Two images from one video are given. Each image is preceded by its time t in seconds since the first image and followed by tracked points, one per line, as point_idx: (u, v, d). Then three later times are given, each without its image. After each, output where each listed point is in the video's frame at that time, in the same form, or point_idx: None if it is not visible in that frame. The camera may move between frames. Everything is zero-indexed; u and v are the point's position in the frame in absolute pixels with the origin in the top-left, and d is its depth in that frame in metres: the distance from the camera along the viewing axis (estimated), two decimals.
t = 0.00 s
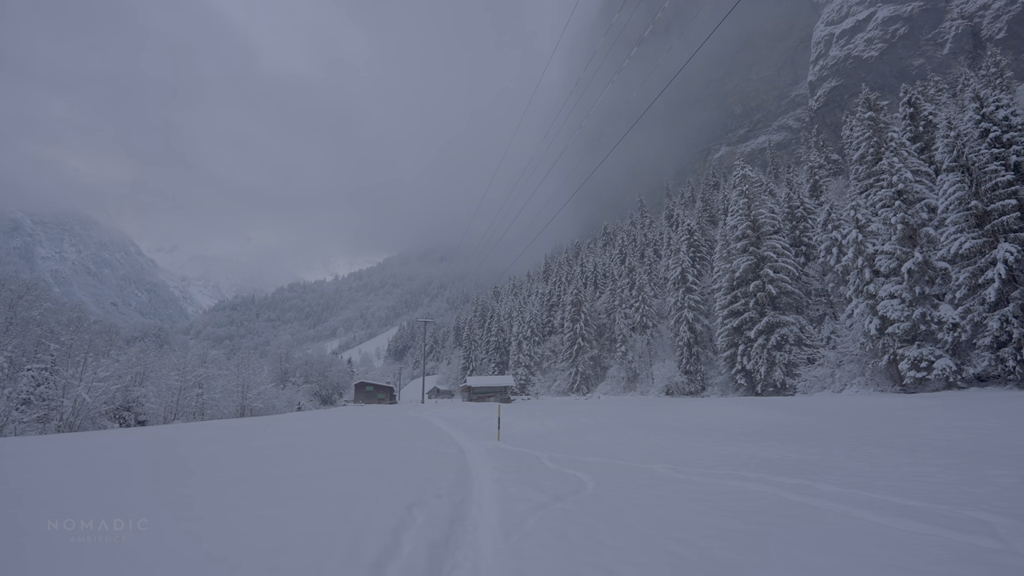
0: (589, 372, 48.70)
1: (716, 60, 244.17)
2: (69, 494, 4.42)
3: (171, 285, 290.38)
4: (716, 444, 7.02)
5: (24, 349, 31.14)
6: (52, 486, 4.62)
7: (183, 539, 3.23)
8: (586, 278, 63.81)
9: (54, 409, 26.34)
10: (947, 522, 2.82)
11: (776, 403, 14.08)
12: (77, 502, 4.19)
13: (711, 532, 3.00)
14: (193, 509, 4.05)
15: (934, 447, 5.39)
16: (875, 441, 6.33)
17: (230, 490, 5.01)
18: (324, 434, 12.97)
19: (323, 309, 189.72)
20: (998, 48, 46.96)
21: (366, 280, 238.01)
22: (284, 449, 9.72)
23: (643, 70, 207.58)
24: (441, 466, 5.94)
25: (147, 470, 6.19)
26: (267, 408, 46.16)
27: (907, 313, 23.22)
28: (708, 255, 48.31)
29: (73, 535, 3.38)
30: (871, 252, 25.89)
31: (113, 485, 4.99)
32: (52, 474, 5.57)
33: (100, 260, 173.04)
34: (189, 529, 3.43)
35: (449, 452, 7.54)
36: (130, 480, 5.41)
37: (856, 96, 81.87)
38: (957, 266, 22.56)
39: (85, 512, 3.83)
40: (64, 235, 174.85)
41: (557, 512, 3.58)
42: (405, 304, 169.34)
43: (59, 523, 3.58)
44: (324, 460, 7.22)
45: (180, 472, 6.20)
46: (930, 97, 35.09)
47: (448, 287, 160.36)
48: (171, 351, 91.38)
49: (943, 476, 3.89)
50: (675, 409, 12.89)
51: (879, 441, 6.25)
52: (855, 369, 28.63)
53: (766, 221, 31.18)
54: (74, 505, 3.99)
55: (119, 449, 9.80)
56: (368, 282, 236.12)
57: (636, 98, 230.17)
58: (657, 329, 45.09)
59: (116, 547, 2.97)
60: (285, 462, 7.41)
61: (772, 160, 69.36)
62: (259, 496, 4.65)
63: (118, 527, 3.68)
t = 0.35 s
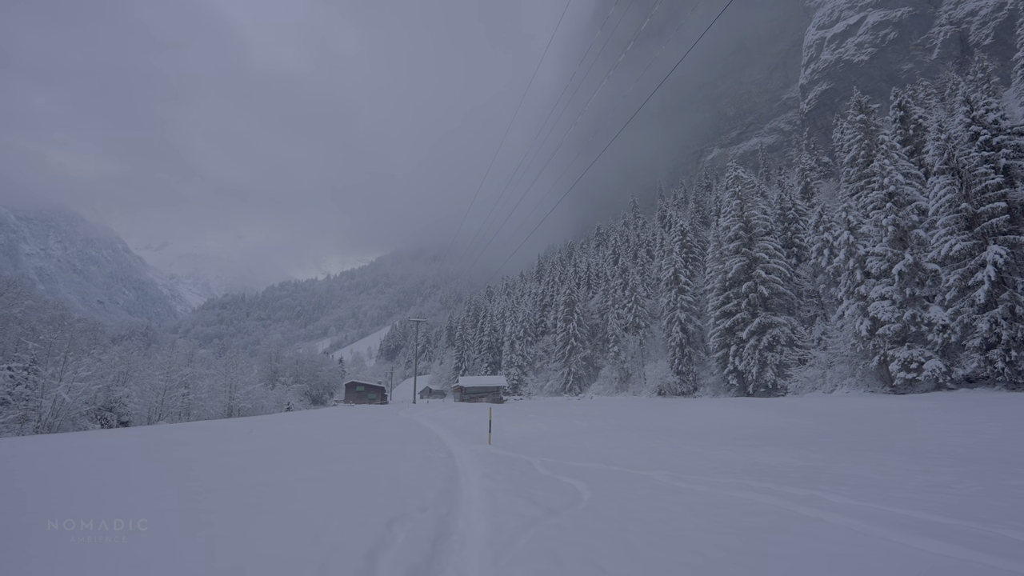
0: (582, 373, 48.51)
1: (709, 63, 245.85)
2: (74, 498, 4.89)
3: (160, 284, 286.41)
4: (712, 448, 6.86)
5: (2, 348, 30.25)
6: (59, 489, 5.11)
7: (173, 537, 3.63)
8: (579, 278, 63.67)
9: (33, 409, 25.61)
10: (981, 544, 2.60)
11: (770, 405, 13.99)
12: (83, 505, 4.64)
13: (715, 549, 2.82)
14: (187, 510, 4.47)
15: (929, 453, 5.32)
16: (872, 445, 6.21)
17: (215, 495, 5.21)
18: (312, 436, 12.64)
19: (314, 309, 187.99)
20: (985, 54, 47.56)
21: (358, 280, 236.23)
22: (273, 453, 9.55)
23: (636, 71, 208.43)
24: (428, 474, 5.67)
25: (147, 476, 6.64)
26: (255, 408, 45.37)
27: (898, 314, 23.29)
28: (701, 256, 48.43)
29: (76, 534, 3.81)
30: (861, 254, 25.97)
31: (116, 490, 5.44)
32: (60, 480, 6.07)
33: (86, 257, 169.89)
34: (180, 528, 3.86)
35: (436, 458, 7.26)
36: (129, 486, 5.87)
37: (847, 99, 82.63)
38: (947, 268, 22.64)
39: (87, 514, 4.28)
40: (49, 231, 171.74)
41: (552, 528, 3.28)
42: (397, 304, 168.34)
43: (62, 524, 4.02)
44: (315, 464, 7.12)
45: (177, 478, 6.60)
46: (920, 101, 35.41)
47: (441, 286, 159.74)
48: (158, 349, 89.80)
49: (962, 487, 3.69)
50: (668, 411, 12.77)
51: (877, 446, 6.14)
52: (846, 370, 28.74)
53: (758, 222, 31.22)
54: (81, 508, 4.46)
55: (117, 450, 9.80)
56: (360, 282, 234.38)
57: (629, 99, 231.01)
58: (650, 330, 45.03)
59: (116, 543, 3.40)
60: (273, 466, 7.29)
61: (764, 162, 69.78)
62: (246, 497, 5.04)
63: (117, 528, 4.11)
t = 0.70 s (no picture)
0: (577, 372, 48.36)
1: (705, 64, 246.61)
2: (75, 499, 4.98)
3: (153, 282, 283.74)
4: (714, 450, 6.64)
5: None
6: (60, 490, 5.20)
7: (170, 536, 3.68)
8: (575, 278, 63.52)
9: (16, 408, 25.02)
10: None
11: (768, 406, 13.85)
12: (84, 505, 4.73)
13: (726, 561, 2.64)
14: (187, 508, 4.55)
15: (938, 455, 5.15)
16: (878, 447, 6.04)
17: (208, 496, 5.15)
18: (303, 437, 12.34)
19: (309, 308, 186.80)
20: (979, 56, 47.80)
21: (353, 279, 235.09)
22: (265, 453, 9.34)
23: (632, 72, 208.73)
24: (423, 478, 5.39)
25: (145, 475, 6.66)
26: (247, 408, 44.80)
27: (894, 314, 23.25)
28: (696, 256, 48.39)
29: (75, 534, 3.88)
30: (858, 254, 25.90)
31: (119, 488, 5.55)
32: (60, 480, 6.14)
33: (77, 254, 167.70)
34: (179, 527, 3.93)
35: (430, 460, 6.97)
36: (130, 485, 5.93)
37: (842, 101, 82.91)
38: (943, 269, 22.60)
39: (88, 513, 4.37)
40: (40, 229, 169.65)
41: (556, 542, 3.00)
42: (392, 303, 167.68)
43: (63, 523, 4.11)
44: (310, 464, 7.02)
45: (175, 477, 6.64)
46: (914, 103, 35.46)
47: (437, 286, 159.20)
48: (150, 348, 88.78)
49: (990, 496, 3.49)
50: (666, 412, 12.60)
51: (885, 447, 5.96)
52: (841, 370, 28.74)
53: (754, 222, 31.12)
54: (83, 508, 4.55)
55: (113, 450, 9.73)
56: (355, 281, 233.40)
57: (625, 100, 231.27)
58: (646, 330, 44.93)
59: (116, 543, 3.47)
60: (265, 468, 7.11)
61: (759, 162, 69.87)
62: (241, 496, 5.03)
63: (117, 526, 4.19)
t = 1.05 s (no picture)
0: (574, 372, 48.16)
1: (701, 65, 246.88)
2: (74, 499, 4.94)
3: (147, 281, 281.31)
4: (720, 453, 6.39)
5: None
6: (58, 490, 5.15)
7: (168, 539, 3.61)
8: (572, 278, 63.33)
9: (4, 409, 24.56)
10: None
11: (770, 406, 13.63)
12: (84, 506, 4.69)
13: None
14: (187, 509, 4.51)
15: (956, 459, 4.90)
16: (890, 450, 5.83)
17: (199, 500, 4.98)
18: (296, 438, 12.08)
19: (305, 308, 185.80)
20: (975, 57, 47.91)
21: (349, 278, 234.03)
22: (259, 455, 9.15)
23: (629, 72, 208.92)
24: (419, 485, 5.15)
25: (146, 478, 6.62)
26: (241, 408, 44.33)
27: (892, 314, 23.14)
28: (694, 256, 48.30)
29: (75, 534, 3.84)
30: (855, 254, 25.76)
31: (119, 489, 5.51)
32: (57, 481, 6.08)
33: (69, 253, 165.85)
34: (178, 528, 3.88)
35: (426, 465, 6.69)
36: (129, 486, 5.88)
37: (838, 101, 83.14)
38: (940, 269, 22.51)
39: (89, 514, 4.34)
40: (32, 227, 167.81)
41: (561, 561, 2.73)
42: (389, 303, 166.97)
43: (63, 523, 4.07)
44: (305, 467, 6.85)
45: (173, 479, 6.57)
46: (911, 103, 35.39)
47: (433, 285, 158.66)
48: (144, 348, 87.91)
49: None
50: (666, 412, 12.37)
51: (898, 450, 5.73)
52: (839, 370, 28.66)
53: (752, 222, 31.00)
54: (83, 508, 4.51)
55: (109, 452, 9.62)
56: (351, 280, 232.21)
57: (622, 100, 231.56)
58: (643, 330, 44.80)
59: (116, 544, 3.42)
60: (258, 472, 6.93)
61: (756, 162, 69.89)
62: (237, 500, 4.92)
63: (118, 526, 4.15)
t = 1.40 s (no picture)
0: (567, 372, 48.00)
1: (695, 66, 248.26)
2: (73, 498, 4.83)
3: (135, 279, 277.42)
4: (721, 454, 6.13)
5: None
6: (58, 490, 5.04)
7: (171, 537, 3.49)
8: (566, 278, 63.22)
9: None
10: None
11: (766, 405, 13.43)
12: (84, 505, 4.58)
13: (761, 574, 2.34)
14: (190, 509, 4.39)
15: (963, 458, 4.72)
16: (894, 448, 5.66)
17: (183, 503, 4.69)
18: (281, 438, 11.71)
19: (296, 306, 184.20)
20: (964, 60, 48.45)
21: (342, 277, 232.27)
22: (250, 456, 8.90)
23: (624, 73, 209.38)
24: (408, 488, 4.85)
25: (144, 478, 6.51)
26: (229, 407, 43.64)
27: (883, 314, 23.17)
28: (687, 256, 48.37)
29: (75, 535, 3.72)
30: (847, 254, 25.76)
31: (121, 490, 5.40)
32: (56, 482, 5.95)
33: (56, 250, 162.91)
34: (182, 526, 3.77)
35: (412, 466, 6.37)
36: (127, 487, 5.77)
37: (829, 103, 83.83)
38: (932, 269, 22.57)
39: (86, 514, 4.21)
40: (18, 224, 164.76)
41: (553, 574, 2.46)
42: (382, 302, 165.94)
43: (62, 524, 3.96)
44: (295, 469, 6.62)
45: (170, 481, 6.40)
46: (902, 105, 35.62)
47: (426, 285, 157.82)
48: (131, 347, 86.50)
49: None
50: (662, 412, 12.15)
51: (901, 449, 5.57)
52: (830, 369, 28.67)
53: (745, 222, 30.97)
54: (84, 508, 4.41)
55: (97, 454, 9.35)
56: (344, 279, 230.51)
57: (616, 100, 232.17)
58: (636, 329, 44.76)
59: (115, 544, 3.29)
60: (249, 473, 6.72)
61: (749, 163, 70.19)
62: (239, 499, 4.79)
63: (118, 527, 4.04)
